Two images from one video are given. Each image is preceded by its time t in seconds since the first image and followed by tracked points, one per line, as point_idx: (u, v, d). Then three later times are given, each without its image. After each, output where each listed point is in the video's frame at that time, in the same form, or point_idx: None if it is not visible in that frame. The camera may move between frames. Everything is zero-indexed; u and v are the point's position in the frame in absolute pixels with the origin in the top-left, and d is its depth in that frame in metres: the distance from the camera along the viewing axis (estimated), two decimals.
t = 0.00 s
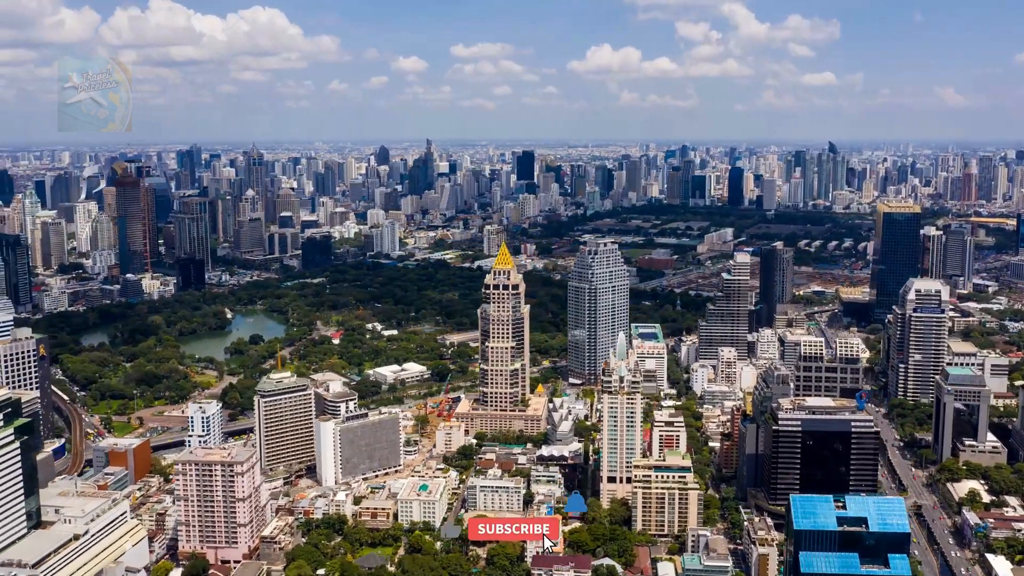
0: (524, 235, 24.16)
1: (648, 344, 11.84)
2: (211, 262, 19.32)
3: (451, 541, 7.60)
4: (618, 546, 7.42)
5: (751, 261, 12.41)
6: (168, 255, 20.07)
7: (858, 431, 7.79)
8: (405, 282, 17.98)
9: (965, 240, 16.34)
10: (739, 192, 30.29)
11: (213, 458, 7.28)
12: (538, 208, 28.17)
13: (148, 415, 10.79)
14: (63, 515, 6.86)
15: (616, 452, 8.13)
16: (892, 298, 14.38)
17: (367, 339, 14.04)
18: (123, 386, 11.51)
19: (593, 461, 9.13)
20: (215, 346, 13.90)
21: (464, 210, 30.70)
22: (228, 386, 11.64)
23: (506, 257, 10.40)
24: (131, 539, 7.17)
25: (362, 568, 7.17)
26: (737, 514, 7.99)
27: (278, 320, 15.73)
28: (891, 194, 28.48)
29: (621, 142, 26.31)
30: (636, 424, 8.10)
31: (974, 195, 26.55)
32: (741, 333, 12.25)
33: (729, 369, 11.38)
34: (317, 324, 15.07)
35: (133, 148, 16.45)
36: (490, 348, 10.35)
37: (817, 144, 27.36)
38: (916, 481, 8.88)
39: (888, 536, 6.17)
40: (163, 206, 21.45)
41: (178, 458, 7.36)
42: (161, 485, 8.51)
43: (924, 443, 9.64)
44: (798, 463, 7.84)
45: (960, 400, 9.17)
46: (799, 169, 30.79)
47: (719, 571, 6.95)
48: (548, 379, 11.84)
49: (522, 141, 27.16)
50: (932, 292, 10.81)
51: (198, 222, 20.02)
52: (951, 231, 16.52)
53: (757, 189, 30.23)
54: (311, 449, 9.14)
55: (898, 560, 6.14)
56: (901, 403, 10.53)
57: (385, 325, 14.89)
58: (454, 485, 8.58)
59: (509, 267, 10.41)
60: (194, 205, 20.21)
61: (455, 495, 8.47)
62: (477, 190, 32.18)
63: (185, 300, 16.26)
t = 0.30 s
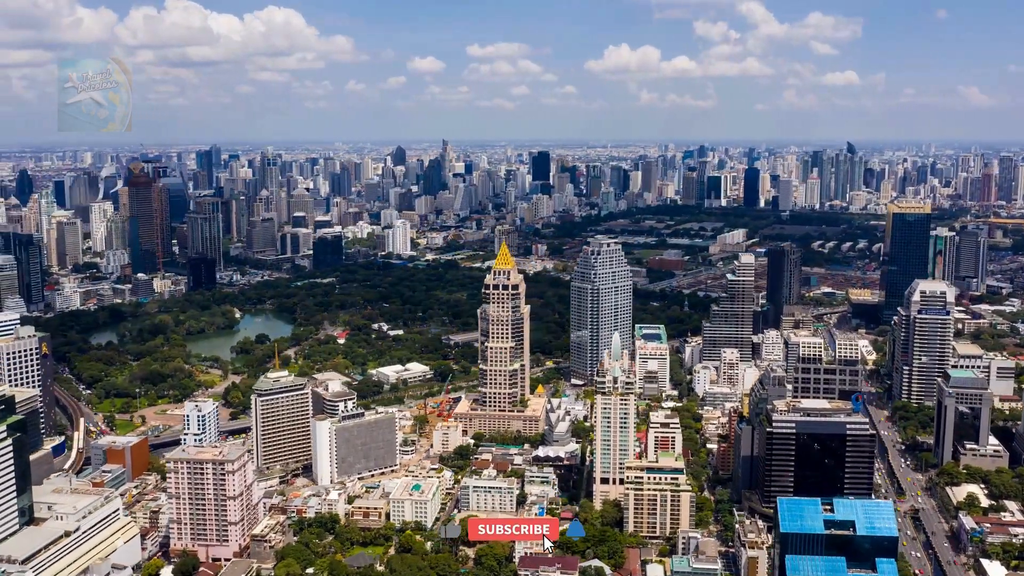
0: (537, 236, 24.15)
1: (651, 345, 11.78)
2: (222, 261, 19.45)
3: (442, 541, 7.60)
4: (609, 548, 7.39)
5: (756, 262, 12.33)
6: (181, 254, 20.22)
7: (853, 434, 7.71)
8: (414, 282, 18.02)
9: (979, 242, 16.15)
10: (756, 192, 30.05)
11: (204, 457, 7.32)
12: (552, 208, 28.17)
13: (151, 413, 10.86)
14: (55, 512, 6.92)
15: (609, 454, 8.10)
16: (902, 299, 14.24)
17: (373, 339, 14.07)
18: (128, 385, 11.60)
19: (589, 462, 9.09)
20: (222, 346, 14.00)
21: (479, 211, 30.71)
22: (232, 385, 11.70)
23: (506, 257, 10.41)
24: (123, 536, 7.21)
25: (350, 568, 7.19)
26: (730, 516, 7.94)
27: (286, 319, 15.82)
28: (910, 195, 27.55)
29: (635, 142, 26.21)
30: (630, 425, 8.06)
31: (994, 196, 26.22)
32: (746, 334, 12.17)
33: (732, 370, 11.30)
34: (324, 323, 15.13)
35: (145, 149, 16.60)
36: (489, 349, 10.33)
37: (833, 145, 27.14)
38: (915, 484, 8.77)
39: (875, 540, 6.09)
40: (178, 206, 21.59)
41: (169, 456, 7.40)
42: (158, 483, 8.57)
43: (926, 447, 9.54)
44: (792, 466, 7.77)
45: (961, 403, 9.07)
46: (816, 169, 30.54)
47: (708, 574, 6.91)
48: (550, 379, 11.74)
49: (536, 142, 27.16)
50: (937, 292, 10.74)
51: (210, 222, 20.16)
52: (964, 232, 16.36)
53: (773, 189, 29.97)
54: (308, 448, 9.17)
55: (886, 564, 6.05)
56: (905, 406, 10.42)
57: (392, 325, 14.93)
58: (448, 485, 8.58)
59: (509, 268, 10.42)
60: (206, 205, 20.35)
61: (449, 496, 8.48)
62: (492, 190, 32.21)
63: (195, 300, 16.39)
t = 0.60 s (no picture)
0: (547, 236, 24.14)
1: (654, 346, 11.73)
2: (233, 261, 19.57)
3: (435, 541, 7.59)
4: (601, 549, 7.36)
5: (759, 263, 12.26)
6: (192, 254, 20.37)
7: (849, 437, 7.64)
8: (422, 282, 18.05)
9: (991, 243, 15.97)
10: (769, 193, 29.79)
11: (198, 455, 7.35)
12: (564, 208, 28.15)
13: (154, 411, 10.94)
14: (50, 509, 6.97)
15: (603, 455, 8.06)
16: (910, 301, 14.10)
17: (378, 338, 14.08)
18: (132, 384, 11.68)
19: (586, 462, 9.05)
20: (228, 345, 14.07)
21: (491, 211, 30.72)
22: (235, 384, 11.76)
23: (506, 257, 10.44)
24: (117, 533, 7.24)
25: (341, 567, 7.20)
26: (725, 518, 7.90)
27: (293, 319, 15.89)
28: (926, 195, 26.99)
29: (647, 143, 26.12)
30: (624, 426, 8.03)
31: (1011, 197, 25.90)
32: (749, 335, 12.09)
33: (733, 372, 11.24)
34: (330, 323, 15.19)
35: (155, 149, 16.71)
36: (489, 349, 10.33)
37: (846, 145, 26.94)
38: (914, 488, 8.69)
39: (865, 543, 6.05)
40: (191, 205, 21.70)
41: (163, 454, 7.43)
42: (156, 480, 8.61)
43: (927, 450, 9.45)
44: (787, 468, 7.71)
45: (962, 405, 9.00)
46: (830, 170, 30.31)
47: None
48: (551, 380, 11.74)
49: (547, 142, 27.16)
50: (941, 294, 10.67)
51: (221, 222, 20.28)
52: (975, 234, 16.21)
53: (786, 189, 29.78)
54: (305, 447, 9.21)
55: (875, 567, 6.00)
56: (907, 408, 10.34)
57: (397, 325, 14.95)
58: (443, 485, 8.58)
59: (508, 268, 10.43)
60: (217, 205, 20.46)
61: (444, 496, 8.48)
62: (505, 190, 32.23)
63: (203, 299, 16.50)
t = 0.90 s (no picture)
0: (559, 236, 24.11)
1: (656, 347, 11.68)
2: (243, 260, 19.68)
3: (427, 541, 7.58)
4: (592, 550, 7.34)
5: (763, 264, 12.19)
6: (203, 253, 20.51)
7: (844, 439, 7.59)
8: (430, 283, 18.08)
9: (1003, 245, 15.78)
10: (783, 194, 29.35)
11: (191, 453, 7.40)
12: (576, 209, 28.13)
13: (157, 409, 11.01)
14: (43, 505, 7.02)
15: (597, 456, 8.05)
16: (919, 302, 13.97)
17: (383, 338, 14.10)
18: (137, 382, 11.78)
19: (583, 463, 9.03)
20: (235, 344, 14.14)
21: (504, 211, 30.73)
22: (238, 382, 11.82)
23: (505, 257, 10.44)
24: (110, 530, 7.27)
25: (332, 565, 7.22)
26: (719, 519, 7.85)
27: (301, 319, 15.96)
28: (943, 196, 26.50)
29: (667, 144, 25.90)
30: (618, 427, 8.01)
31: None
32: (753, 337, 12.03)
33: (735, 373, 11.18)
34: (337, 322, 15.23)
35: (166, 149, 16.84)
36: (488, 349, 10.33)
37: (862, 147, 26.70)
38: (914, 491, 8.60)
39: (852, 545, 6.03)
40: (203, 205, 21.89)
41: (157, 452, 7.49)
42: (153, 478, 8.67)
43: (929, 453, 9.36)
44: (781, 471, 7.66)
45: (963, 408, 8.93)
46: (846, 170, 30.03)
47: None
48: (553, 380, 11.74)
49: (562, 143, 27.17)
50: (944, 296, 10.53)
51: (232, 222, 20.41)
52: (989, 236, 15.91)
53: (801, 190, 29.58)
54: (303, 446, 9.25)
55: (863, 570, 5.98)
56: (910, 410, 10.24)
57: (403, 325, 14.98)
58: (438, 485, 8.59)
59: (508, 268, 10.43)
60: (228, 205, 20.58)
61: (439, 496, 8.48)
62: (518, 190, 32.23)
63: (212, 299, 16.59)
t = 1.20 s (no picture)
0: (570, 237, 24.08)
1: (660, 347, 11.57)
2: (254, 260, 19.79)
3: (419, 540, 7.59)
4: (583, 551, 7.32)
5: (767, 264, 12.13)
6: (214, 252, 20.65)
7: (839, 441, 7.55)
8: (439, 282, 18.10)
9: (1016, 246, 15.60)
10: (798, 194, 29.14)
11: (185, 451, 7.46)
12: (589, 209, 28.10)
13: (160, 407, 11.10)
14: (38, 501, 7.07)
15: (591, 456, 8.04)
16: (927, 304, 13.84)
17: (389, 338, 14.13)
18: (143, 380, 11.87)
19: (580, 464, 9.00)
20: (242, 343, 14.21)
21: (516, 211, 30.72)
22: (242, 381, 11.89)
23: (505, 257, 10.44)
24: (105, 527, 7.35)
25: (323, 564, 7.24)
26: (713, 521, 7.81)
27: (308, 318, 16.03)
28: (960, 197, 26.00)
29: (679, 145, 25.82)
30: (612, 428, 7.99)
31: None
32: (757, 338, 11.97)
33: (738, 374, 11.12)
34: (343, 322, 15.28)
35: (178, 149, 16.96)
36: (488, 349, 10.32)
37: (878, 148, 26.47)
38: (912, 495, 8.52)
39: (839, 550, 5.99)
40: (216, 205, 22.16)
41: (151, 449, 7.55)
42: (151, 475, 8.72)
43: (930, 457, 9.28)
44: (776, 472, 7.62)
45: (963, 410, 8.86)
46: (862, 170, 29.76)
47: None
48: (555, 380, 11.74)
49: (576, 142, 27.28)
50: (948, 297, 10.50)
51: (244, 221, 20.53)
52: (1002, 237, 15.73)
53: (816, 190, 29.37)
54: (301, 445, 9.28)
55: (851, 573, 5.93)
56: (914, 413, 10.15)
57: (409, 325, 15.00)
58: (433, 485, 8.60)
59: (508, 268, 10.43)
60: (239, 204, 20.70)
61: (433, 495, 8.49)
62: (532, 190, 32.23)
63: (221, 298, 16.69)
